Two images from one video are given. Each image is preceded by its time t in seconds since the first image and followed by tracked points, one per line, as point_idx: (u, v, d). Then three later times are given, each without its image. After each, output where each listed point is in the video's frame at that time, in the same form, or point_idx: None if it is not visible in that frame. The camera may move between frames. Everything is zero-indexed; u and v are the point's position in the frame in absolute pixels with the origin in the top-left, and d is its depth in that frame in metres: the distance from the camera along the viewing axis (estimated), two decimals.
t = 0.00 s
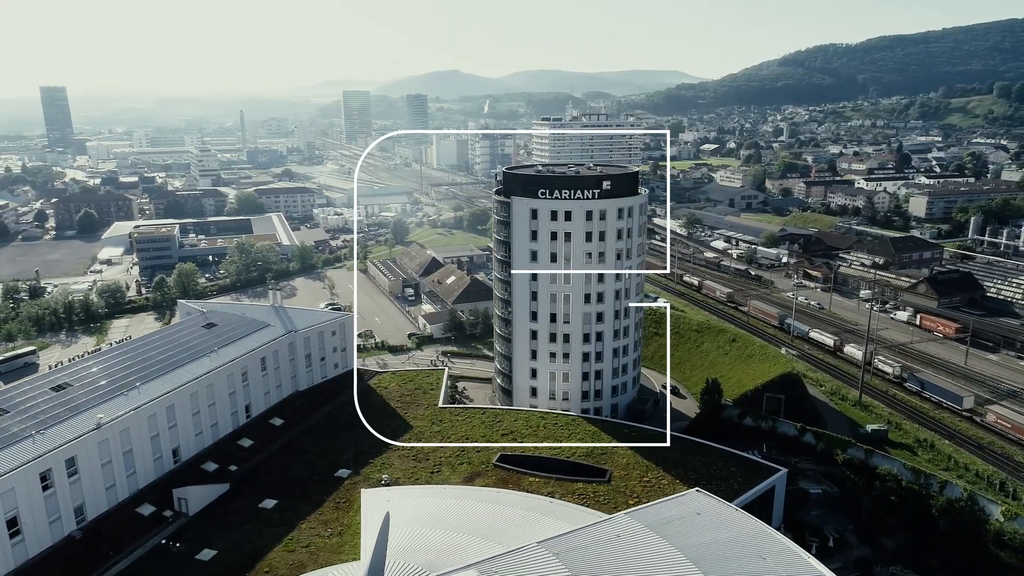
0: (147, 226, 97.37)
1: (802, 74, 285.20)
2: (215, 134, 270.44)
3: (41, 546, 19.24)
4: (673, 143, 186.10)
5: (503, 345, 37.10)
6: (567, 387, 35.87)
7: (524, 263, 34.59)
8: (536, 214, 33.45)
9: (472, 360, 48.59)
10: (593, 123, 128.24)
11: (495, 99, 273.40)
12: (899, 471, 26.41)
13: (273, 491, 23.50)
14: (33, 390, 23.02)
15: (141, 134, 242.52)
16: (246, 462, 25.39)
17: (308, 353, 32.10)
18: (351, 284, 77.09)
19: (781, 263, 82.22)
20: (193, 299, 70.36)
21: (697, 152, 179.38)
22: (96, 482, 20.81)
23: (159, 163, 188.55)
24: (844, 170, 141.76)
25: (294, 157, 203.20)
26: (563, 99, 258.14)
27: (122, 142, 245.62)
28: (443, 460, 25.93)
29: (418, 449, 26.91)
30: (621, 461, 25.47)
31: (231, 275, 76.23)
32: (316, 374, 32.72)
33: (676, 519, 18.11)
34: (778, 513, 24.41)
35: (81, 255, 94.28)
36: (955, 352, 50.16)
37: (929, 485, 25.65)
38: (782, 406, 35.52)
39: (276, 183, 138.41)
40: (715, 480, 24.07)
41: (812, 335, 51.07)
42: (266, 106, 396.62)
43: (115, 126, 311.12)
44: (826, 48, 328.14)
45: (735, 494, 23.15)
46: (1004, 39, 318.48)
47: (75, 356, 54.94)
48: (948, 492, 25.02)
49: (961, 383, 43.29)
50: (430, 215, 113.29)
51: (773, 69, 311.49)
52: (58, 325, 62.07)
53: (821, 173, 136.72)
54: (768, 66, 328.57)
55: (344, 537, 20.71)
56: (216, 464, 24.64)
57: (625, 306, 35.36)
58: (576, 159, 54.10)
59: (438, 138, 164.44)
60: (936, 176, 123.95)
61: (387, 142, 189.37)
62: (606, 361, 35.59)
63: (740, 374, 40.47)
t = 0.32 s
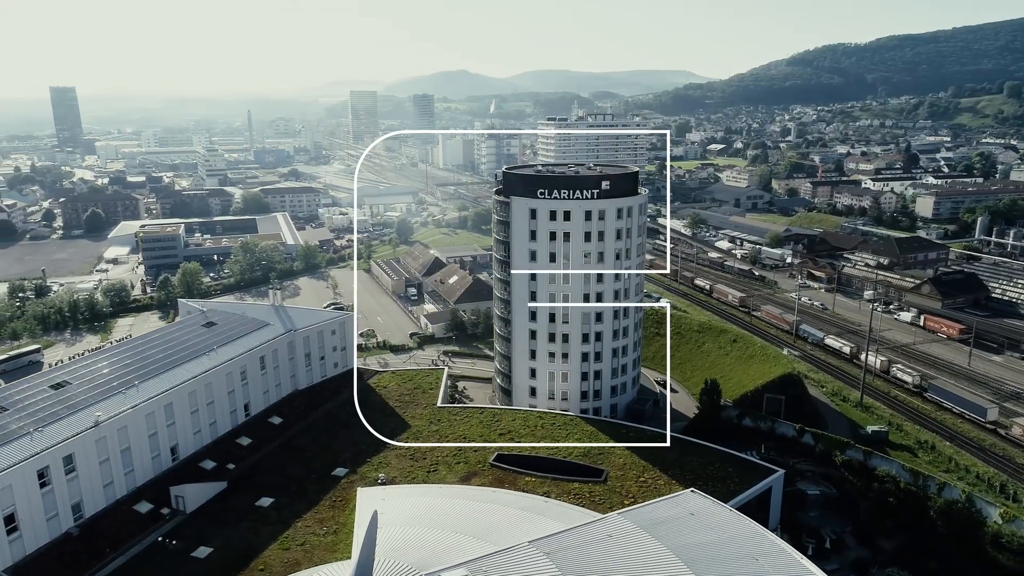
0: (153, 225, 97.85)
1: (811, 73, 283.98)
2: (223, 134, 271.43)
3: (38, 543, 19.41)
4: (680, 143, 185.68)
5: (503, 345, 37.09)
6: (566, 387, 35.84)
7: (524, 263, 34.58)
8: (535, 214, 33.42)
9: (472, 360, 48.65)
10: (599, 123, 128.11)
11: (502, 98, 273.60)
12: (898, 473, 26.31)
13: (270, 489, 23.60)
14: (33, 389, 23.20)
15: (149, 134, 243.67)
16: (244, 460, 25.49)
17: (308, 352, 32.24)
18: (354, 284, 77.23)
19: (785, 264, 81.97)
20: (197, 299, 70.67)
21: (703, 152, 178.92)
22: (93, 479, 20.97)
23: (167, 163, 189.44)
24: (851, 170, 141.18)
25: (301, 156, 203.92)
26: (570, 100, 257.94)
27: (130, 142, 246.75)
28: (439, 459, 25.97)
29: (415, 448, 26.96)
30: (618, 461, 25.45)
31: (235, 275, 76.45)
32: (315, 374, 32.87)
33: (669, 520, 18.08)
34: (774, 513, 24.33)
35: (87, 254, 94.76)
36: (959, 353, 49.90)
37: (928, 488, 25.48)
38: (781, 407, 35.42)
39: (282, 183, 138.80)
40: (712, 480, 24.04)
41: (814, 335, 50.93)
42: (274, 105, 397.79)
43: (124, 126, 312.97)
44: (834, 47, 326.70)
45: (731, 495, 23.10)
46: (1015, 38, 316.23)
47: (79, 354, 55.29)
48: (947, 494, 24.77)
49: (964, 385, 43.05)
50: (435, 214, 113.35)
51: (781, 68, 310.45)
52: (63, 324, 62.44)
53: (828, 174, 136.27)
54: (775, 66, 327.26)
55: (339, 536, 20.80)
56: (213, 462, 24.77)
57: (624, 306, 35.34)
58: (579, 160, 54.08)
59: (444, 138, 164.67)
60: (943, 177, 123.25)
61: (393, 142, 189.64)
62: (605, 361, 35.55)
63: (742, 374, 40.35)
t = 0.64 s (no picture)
0: (159, 225, 98.35)
1: (820, 73, 282.81)
2: (231, 134, 272.58)
3: (36, 539, 19.59)
4: (687, 143, 185.27)
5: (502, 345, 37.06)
6: (565, 387, 36.12)
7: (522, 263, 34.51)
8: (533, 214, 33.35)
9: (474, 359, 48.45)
10: (605, 123, 127.86)
11: (509, 98, 273.68)
12: (896, 475, 25.85)
13: (268, 488, 23.69)
14: (32, 386, 23.40)
15: (158, 134, 245.03)
16: (243, 458, 25.63)
17: (308, 351, 32.40)
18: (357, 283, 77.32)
19: (790, 265, 81.62)
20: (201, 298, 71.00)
21: (710, 152, 178.35)
22: (92, 476, 21.15)
23: (175, 163, 190.38)
24: (859, 171, 140.49)
25: (308, 156, 204.43)
26: (577, 100, 257.88)
27: (139, 142, 248.10)
28: (436, 459, 26.01)
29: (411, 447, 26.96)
30: (615, 461, 25.44)
31: (239, 274, 76.68)
32: (315, 373, 33.03)
33: (662, 520, 18.08)
34: (771, 513, 24.30)
35: (94, 253, 95.29)
36: (963, 354, 49.66)
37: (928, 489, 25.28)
38: (781, 408, 35.38)
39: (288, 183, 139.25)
40: (708, 481, 24.04)
41: (817, 337, 50.79)
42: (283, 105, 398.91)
43: (133, 126, 315.14)
44: (844, 47, 325.20)
45: (727, 496, 23.07)
46: None
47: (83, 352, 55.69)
48: (946, 496, 24.59)
49: (967, 387, 42.76)
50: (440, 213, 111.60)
51: (790, 68, 309.33)
52: (68, 322, 62.81)
53: (835, 174, 135.88)
54: (784, 66, 326.28)
55: (334, 534, 20.89)
56: (211, 461, 24.88)
57: (624, 308, 35.46)
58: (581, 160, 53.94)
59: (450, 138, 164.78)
60: (952, 177, 122.43)
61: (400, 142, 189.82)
62: (604, 361, 35.69)
63: (742, 374, 40.32)
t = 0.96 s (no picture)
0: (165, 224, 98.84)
1: (829, 73, 281.74)
2: (239, 133, 273.79)
3: (34, 536, 19.74)
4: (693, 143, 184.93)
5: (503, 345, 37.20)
6: (565, 387, 35.78)
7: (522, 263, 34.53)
8: (532, 214, 33.03)
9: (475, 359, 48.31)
10: (611, 122, 127.62)
11: (516, 97, 273.45)
12: (895, 476, 25.78)
13: (265, 486, 23.80)
14: (33, 384, 23.59)
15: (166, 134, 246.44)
16: (240, 456, 25.73)
17: (308, 350, 32.50)
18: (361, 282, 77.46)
19: (794, 265, 81.22)
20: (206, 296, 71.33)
21: (717, 152, 177.81)
22: (90, 474, 21.30)
23: (183, 162, 191.32)
24: (866, 171, 139.78)
25: (315, 156, 204.90)
26: (585, 100, 257.65)
27: (148, 142, 249.61)
28: (434, 458, 26.05)
29: (409, 446, 26.98)
30: (612, 461, 25.40)
31: (244, 273, 76.93)
32: (315, 372, 33.11)
33: (655, 520, 18.05)
34: (768, 513, 24.28)
35: (101, 252, 95.87)
36: (967, 355, 49.35)
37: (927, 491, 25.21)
38: (782, 409, 35.26)
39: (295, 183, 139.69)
40: (704, 481, 24.00)
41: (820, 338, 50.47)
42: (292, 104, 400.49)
43: (143, 126, 317.01)
44: (853, 46, 323.52)
45: (723, 497, 23.00)
46: None
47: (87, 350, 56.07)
48: (944, 498, 24.54)
49: (970, 388, 42.49)
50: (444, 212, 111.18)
51: (798, 68, 308.22)
52: (74, 320, 63.22)
53: (842, 174, 135.34)
54: (792, 66, 325.16)
55: (330, 532, 20.98)
56: (210, 459, 25.01)
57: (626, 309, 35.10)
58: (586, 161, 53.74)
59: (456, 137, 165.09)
60: (960, 178, 121.65)
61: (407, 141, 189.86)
62: (604, 361, 35.29)
63: (744, 375, 40.17)
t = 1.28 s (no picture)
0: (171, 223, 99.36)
1: (838, 72, 280.45)
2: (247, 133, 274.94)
3: (32, 532, 19.92)
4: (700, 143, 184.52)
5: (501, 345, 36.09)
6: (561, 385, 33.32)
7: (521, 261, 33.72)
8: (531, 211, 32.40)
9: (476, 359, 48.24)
10: (618, 123, 127.44)
11: (524, 96, 273.18)
12: (893, 478, 25.80)
13: (262, 483, 23.92)
14: (33, 381, 23.80)
15: (175, 134, 247.90)
16: (239, 454, 25.89)
17: (308, 349, 32.59)
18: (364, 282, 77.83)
19: (799, 265, 80.95)
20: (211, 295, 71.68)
21: (724, 152, 177.38)
22: (88, 471, 21.46)
23: (191, 161, 192.31)
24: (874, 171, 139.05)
25: (322, 155, 205.34)
26: (592, 100, 257.39)
27: (157, 141, 250.97)
28: (430, 457, 26.06)
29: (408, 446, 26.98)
30: (609, 461, 25.36)
31: (248, 272, 77.22)
32: (315, 370, 33.18)
33: (648, 521, 18.02)
34: (763, 515, 24.16)
35: (108, 250, 96.52)
36: (971, 356, 49.11)
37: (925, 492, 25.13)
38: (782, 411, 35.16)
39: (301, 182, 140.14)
40: (700, 481, 23.99)
41: (822, 339, 50.32)
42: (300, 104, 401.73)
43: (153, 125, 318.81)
44: (863, 45, 321.93)
45: (719, 497, 22.99)
46: None
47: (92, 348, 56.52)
48: (941, 500, 24.51)
49: (972, 389, 42.34)
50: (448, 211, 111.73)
51: (808, 67, 307.01)
52: (79, 318, 63.63)
53: (849, 175, 134.89)
54: (801, 66, 324.06)
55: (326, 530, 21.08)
56: (208, 457, 25.13)
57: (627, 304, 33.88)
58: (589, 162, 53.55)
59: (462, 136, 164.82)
60: (969, 178, 120.98)
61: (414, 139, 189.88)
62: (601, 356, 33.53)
63: (744, 376, 40.02)
